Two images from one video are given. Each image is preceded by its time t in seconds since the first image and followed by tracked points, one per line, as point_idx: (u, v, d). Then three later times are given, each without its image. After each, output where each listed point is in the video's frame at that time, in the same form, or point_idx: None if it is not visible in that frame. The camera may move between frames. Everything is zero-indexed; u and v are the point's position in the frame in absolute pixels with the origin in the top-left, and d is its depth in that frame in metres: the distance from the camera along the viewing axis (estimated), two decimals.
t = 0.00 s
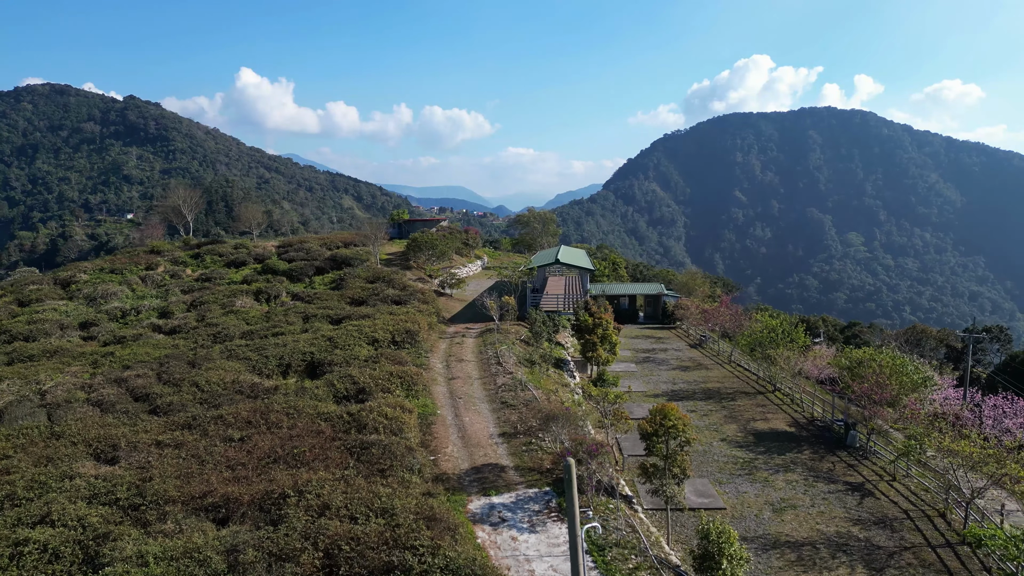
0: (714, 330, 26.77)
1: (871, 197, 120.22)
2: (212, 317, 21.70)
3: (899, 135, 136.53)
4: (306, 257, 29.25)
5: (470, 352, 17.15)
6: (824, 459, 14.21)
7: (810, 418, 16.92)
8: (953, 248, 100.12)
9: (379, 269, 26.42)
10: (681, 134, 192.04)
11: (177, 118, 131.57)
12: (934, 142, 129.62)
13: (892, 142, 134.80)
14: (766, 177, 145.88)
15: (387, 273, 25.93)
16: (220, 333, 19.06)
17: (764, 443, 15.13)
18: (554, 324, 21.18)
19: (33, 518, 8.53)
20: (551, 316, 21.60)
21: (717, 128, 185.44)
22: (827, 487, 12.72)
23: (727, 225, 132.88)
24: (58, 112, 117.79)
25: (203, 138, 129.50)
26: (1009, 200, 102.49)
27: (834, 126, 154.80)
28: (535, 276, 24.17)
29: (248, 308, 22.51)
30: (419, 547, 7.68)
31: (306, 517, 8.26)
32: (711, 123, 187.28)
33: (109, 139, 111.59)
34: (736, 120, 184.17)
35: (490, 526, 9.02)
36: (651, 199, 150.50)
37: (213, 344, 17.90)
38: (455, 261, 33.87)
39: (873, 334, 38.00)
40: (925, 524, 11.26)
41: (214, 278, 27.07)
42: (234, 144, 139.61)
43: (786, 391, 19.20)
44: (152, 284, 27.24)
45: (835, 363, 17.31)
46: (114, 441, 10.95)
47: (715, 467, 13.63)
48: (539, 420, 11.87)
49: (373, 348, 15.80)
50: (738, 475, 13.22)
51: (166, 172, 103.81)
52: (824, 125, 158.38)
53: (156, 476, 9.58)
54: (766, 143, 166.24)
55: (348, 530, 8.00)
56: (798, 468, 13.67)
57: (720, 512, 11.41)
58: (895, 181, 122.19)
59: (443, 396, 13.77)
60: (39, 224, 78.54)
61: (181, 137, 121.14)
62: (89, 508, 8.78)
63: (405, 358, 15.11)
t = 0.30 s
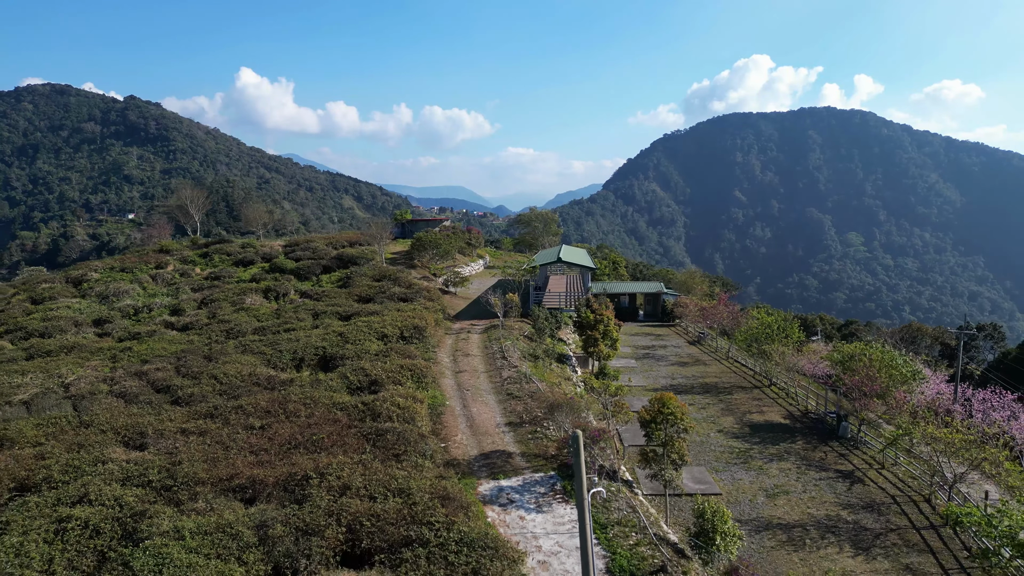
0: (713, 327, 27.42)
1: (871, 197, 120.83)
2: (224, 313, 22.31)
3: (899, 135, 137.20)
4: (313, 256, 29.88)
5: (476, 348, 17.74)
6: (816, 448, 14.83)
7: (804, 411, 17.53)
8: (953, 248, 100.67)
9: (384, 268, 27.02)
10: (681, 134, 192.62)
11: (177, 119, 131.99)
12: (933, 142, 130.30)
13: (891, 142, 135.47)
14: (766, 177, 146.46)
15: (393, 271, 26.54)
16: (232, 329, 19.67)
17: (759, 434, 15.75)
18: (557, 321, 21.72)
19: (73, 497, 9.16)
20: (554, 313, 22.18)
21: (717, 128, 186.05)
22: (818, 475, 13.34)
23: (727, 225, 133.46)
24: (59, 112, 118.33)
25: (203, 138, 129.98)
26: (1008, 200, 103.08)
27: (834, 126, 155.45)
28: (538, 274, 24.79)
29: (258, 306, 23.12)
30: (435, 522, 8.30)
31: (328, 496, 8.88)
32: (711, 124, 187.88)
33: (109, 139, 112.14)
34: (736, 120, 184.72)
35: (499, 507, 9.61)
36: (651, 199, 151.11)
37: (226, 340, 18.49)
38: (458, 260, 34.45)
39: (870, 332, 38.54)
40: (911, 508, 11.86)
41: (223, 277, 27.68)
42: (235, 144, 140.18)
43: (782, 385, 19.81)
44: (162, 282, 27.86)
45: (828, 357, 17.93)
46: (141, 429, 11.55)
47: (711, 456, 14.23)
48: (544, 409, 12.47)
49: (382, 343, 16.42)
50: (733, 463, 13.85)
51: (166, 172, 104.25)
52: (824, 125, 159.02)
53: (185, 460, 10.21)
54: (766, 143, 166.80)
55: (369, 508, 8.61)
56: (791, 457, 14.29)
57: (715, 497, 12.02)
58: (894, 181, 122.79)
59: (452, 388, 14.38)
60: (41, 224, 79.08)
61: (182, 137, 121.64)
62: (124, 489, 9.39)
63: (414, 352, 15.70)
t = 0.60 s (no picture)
0: (711, 324, 28.03)
1: (870, 197, 121.40)
2: (235, 310, 22.91)
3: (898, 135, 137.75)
4: (319, 255, 30.49)
5: (481, 343, 18.36)
6: (810, 438, 15.45)
7: (798, 404, 18.16)
8: (952, 248, 101.22)
9: (390, 267, 27.61)
10: (680, 134, 193.25)
11: (178, 119, 132.53)
12: (933, 142, 130.92)
13: (891, 142, 136.07)
14: (766, 177, 147.04)
15: (398, 270, 27.14)
16: (245, 326, 20.27)
17: (755, 425, 16.37)
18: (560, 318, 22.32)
19: (108, 479, 9.77)
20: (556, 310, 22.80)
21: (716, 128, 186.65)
22: (811, 463, 13.94)
23: (727, 225, 134.04)
24: (60, 112, 118.84)
25: (204, 138, 130.49)
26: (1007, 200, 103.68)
27: (833, 126, 156.04)
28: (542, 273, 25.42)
29: (268, 303, 23.70)
30: (450, 501, 8.91)
31: (349, 478, 9.48)
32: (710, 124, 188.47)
33: (110, 139, 112.66)
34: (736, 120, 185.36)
35: (508, 489, 10.22)
36: (651, 199, 151.70)
37: (239, 336, 19.07)
38: (461, 259, 35.01)
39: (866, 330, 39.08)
40: (899, 493, 12.47)
41: (232, 275, 28.28)
42: (235, 144, 140.72)
43: (778, 380, 20.41)
44: (172, 280, 28.48)
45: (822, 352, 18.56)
46: (167, 418, 12.17)
47: (709, 446, 14.84)
48: (548, 400, 13.08)
49: (391, 338, 17.03)
50: (730, 452, 14.46)
51: (167, 172, 104.66)
52: (823, 125, 159.60)
53: (211, 445, 10.82)
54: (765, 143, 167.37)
55: (387, 489, 9.22)
56: (785, 447, 14.90)
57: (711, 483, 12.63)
58: (894, 181, 123.35)
59: (459, 380, 15.02)
60: (44, 223, 79.61)
61: (182, 137, 122.21)
62: (156, 472, 10.00)
63: (422, 347, 16.30)
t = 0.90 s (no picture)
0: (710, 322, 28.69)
1: (870, 197, 121.96)
2: (245, 308, 23.49)
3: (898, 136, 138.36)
4: (326, 254, 31.11)
5: (486, 340, 18.94)
6: (804, 430, 16.05)
7: (794, 399, 18.73)
8: (952, 248, 101.74)
9: (395, 266, 28.19)
10: (680, 134, 193.87)
11: (178, 119, 133.03)
12: (932, 142, 131.53)
13: (890, 142, 136.70)
14: (766, 177, 147.59)
15: (404, 269, 27.73)
16: (257, 322, 20.86)
17: (751, 418, 16.98)
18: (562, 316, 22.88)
19: (138, 465, 10.38)
20: (559, 308, 23.41)
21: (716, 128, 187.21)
22: (805, 453, 14.54)
23: (727, 225, 134.59)
24: (60, 112, 119.35)
25: (204, 138, 130.94)
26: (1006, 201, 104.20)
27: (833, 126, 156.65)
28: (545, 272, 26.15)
29: (277, 302, 24.27)
30: (462, 484, 9.52)
31: (366, 464, 10.08)
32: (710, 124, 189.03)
33: (111, 139, 113.16)
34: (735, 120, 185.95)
35: (515, 475, 10.81)
36: (651, 199, 152.28)
37: (252, 332, 19.66)
38: (465, 259, 35.57)
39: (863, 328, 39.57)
40: (887, 481, 13.07)
41: (241, 274, 28.90)
42: (235, 144, 141.21)
43: (774, 375, 21.03)
44: (182, 279, 29.07)
45: (816, 347, 19.14)
46: (189, 408, 12.76)
47: (706, 438, 15.42)
48: (553, 392, 13.65)
49: (400, 334, 17.64)
50: (726, 443, 15.07)
51: (168, 172, 105.03)
52: (823, 125, 160.23)
53: (233, 434, 11.39)
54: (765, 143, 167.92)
55: (403, 473, 9.82)
56: (780, 439, 15.50)
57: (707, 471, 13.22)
58: (893, 181, 123.88)
59: (466, 375, 15.60)
60: (45, 224, 80.11)
61: (183, 137, 122.77)
62: (184, 458, 10.59)
63: (430, 343, 16.86)
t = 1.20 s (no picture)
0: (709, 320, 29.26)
1: (870, 197, 122.54)
2: (255, 306, 24.04)
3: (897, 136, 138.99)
4: (332, 254, 31.67)
5: (490, 337, 19.52)
6: (798, 423, 16.67)
7: (789, 394, 19.33)
8: (952, 248, 102.26)
9: (401, 265, 28.76)
10: (680, 134, 194.50)
11: (179, 119, 133.53)
12: (932, 142, 132.15)
13: (890, 142, 137.33)
14: (766, 177, 148.17)
15: (409, 268, 28.30)
16: (268, 320, 21.43)
17: (748, 412, 17.58)
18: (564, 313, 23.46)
19: (166, 452, 10.96)
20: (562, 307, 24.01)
21: (716, 128, 187.80)
22: (799, 444, 15.14)
23: (727, 225, 135.16)
24: (61, 112, 119.82)
25: (205, 138, 131.41)
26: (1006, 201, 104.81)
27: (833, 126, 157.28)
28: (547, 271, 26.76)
29: (286, 300, 24.83)
30: (473, 468, 10.12)
31: (382, 450, 10.67)
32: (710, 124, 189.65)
33: (111, 139, 113.67)
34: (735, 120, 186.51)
35: (522, 462, 11.40)
36: (651, 199, 152.87)
37: (263, 329, 20.24)
38: (468, 258, 36.15)
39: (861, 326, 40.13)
40: (877, 470, 13.67)
41: (249, 273, 29.48)
42: (235, 145, 141.67)
43: (771, 370, 21.59)
44: (191, 278, 29.65)
45: (811, 344, 19.69)
46: (210, 401, 13.37)
47: (703, 430, 16.02)
48: (556, 386, 14.22)
49: (408, 330, 18.23)
50: (724, 435, 15.67)
51: (168, 172, 105.44)
52: (823, 125, 160.84)
53: (254, 424, 12.00)
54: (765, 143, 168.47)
55: (417, 459, 10.43)
56: (776, 431, 16.10)
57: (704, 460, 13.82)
58: (893, 181, 124.46)
59: (472, 369, 16.19)
60: (47, 224, 80.66)
61: (184, 137, 123.28)
62: (208, 446, 11.19)
63: (437, 339, 17.45)
